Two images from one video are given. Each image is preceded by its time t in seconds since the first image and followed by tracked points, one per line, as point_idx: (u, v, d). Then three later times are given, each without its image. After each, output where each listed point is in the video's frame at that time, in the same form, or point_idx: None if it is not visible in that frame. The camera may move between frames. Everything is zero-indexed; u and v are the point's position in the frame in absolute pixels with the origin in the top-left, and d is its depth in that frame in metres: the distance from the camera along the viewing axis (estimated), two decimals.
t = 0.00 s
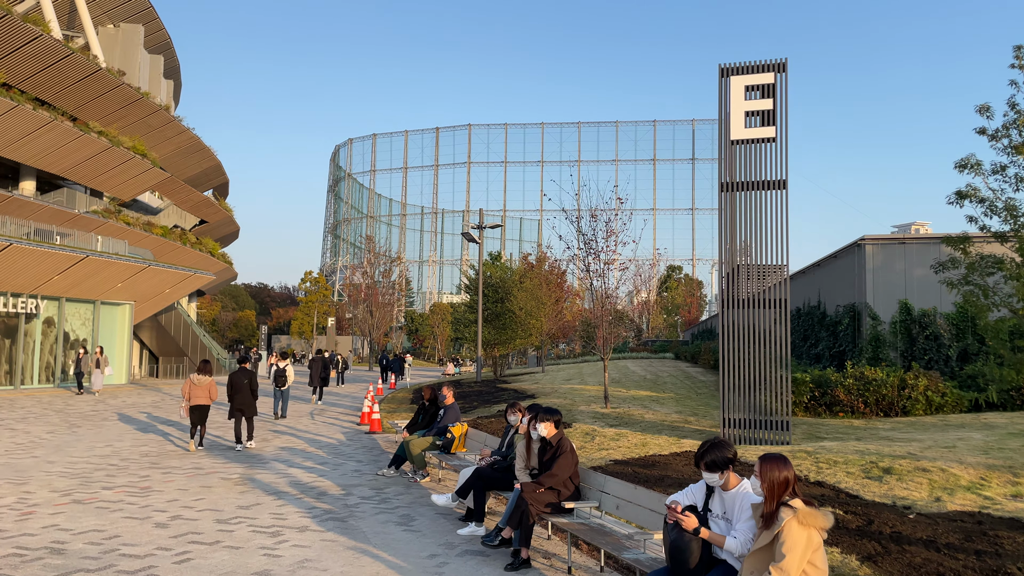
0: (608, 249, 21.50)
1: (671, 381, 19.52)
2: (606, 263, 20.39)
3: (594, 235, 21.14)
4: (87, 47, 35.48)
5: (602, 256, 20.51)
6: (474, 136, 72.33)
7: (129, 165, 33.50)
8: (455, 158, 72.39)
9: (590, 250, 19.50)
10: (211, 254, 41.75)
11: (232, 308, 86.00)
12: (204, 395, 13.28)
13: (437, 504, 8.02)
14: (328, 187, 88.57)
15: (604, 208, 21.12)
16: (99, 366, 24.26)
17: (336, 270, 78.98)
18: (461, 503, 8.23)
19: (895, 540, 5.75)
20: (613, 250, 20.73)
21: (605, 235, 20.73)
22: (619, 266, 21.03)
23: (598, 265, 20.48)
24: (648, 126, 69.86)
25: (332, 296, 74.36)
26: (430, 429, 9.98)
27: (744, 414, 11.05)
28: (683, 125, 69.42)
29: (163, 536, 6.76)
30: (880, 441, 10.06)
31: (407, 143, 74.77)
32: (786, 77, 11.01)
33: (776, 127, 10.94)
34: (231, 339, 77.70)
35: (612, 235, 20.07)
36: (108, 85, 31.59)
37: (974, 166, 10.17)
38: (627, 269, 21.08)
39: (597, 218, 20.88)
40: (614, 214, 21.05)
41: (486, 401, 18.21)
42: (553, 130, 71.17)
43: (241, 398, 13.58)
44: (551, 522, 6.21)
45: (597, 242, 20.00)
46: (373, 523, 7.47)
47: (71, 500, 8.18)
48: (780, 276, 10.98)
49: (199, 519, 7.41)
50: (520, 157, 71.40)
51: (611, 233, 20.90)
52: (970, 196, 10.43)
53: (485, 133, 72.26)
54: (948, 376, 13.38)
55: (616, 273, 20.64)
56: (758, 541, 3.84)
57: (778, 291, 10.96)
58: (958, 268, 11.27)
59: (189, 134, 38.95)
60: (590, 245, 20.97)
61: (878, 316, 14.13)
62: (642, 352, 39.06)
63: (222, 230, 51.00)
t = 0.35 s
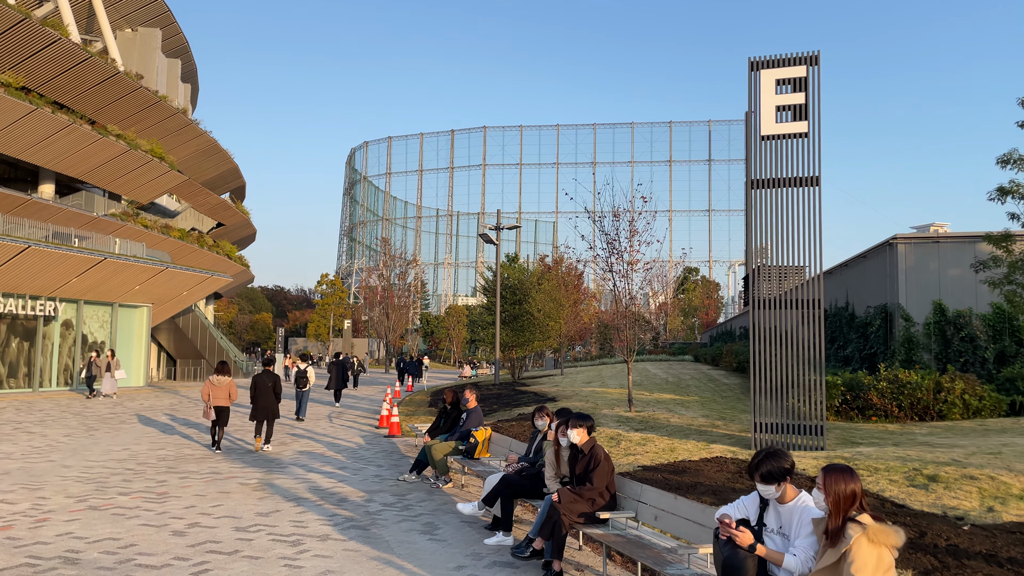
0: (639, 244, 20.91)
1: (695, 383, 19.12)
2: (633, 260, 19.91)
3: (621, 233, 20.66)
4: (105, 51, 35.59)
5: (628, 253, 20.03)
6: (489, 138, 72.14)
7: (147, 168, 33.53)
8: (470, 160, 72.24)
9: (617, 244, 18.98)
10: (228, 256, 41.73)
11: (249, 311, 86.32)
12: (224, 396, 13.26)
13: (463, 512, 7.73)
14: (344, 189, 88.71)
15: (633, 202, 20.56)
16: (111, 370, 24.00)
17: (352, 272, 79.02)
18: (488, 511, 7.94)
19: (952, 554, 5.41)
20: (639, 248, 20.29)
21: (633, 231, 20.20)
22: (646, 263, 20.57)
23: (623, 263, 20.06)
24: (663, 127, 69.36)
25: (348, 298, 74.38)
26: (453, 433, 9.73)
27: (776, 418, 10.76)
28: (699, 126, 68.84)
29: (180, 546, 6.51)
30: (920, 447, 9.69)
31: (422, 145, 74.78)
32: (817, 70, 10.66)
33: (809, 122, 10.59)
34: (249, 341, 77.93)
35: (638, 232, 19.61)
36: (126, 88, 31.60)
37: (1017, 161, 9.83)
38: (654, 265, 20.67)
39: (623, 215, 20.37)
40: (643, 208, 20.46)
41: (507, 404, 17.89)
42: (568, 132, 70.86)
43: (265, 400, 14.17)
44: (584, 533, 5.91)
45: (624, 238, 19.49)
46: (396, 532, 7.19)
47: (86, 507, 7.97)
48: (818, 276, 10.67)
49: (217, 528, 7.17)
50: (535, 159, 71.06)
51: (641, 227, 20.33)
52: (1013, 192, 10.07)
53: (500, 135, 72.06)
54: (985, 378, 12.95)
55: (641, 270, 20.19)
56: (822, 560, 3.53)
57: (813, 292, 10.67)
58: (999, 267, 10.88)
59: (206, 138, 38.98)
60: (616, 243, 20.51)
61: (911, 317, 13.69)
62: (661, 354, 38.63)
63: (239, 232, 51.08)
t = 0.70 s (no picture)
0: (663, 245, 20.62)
1: (721, 387, 18.74)
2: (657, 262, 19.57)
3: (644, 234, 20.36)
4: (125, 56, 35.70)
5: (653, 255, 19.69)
6: (505, 141, 71.93)
7: (166, 171, 33.58)
8: (487, 163, 72.09)
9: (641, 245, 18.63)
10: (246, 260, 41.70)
11: (268, 314, 86.65)
12: (243, 401, 13.10)
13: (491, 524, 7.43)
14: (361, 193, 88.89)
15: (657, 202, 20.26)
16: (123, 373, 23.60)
17: (370, 276, 79.07)
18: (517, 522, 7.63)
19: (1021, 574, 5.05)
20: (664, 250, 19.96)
21: (657, 232, 19.87)
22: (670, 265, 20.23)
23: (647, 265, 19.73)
24: (681, 128, 68.81)
25: (366, 302, 74.40)
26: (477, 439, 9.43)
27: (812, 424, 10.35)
28: (717, 128, 68.26)
29: (198, 558, 6.26)
30: (965, 455, 9.27)
31: (439, 148, 74.75)
32: (854, 64, 10.31)
33: (845, 117, 10.23)
34: (267, 345, 78.16)
35: (662, 233, 19.26)
36: (146, 93, 31.62)
37: None
38: (678, 266, 20.34)
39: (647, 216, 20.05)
40: (667, 209, 20.15)
41: (529, 408, 17.59)
42: (585, 134, 70.54)
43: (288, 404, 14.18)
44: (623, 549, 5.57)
45: (649, 239, 19.15)
46: (422, 544, 6.90)
47: (103, 516, 7.76)
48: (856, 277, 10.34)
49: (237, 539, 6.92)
50: (552, 161, 70.73)
51: (665, 228, 20.03)
52: None
53: (517, 138, 71.83)
54: None
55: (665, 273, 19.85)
56: None
57: (852, 293, 10.34)
58: None
59: (225, 142, 39.03)
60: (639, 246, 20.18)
61: (949, 320, 13.30)
62: (681, 358, 38.12)
63: (257, 236, 51.17)
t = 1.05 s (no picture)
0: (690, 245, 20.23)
1: (749, 390, 18.28)
2: (684, 263, 19.16)
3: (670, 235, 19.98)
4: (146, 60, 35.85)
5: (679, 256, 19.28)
6: (523, 143, 71.75)
7: (187, 174, 33.61)
8: (504, 166, 71.87)
9: (668, 246, 18.19)
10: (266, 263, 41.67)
11: (287, 317, 86.94)
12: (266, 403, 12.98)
13: (520, 532, 7.13)
14: (379, 196, 88.96)
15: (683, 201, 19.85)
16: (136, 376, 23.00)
17: (388, 278, 79.07)
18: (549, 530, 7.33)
19: None
20: (690, 251, 19.56)
21: (683, 232, 19.46)
22: (696, 267, 19.83)
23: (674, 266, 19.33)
24: (700, 130, 68.30)
25: (384, 304, 74.36)
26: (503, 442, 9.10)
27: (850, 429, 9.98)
28: (737, 129, 67.60)
29: (219, 567, 6.01)
30: (1012, 461, 8.88)
31: (457, 151, 74.71)
32: (893, 55, 9.95)
33: (884, 109, 9.87)
34: (286, 348, 78.39)
35: (689, 233, 18.83)
36: (166, 96, 31.65)
37: None
38: (706, 267, 19.92)
39: (673, 216, 19.65)
40: (693, 208, 19.73)
41: (552, 411, 17.27)
42: (603, 136, 70.13)
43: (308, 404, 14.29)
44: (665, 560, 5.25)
45: (676, 240, 18.72)
46: (449, 552, 6.62)
47: (121, 521, 7.55)
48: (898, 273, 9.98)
49: (259, 546, 6.68)
50: (570, 163, 70.33)
51: (692, 228, 19.64)
52: None
53: (534, 141, 71.63)
54: None
55: (693, 273, 19.44)
56: None
57: (893, 292, 9.97)
58: None
59: (244, 145, 39.06)
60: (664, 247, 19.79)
61: (988, 320, 12.85)
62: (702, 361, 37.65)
63: (277, 239, 51.29)
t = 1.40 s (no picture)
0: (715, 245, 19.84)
1: (775, 395, 17.84)
2: (709, 264, 18.73)
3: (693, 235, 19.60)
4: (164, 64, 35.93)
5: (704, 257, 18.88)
6: (539, 145, 71.53)
7: (205, 178, 33.59)
8: (520, 168, 71.64)
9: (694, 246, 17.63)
10: (283, 266, 41.55)
11: (304, 320, 87.07)
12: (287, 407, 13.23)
13: (546, 547, 6.80)
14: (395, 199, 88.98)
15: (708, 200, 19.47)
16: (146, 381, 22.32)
17: (404, 281, 78.97)
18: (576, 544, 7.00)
19: None
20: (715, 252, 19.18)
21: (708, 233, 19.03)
22: (722, 268, 19.43)
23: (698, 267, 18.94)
24: (718, 131, 67.81)
25: (400, 307, 74.23)
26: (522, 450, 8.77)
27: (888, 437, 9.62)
28: (754, 130, 67.05)
29: None
30: None
31: (473, 154, 74.57)
32: (931, 46, 9.58)
33: (922, 103, 9.51)
34: (303, 350, 78.49)
35: (715, 233, 18.41)
36: (184, 100, 31.64)
37: None
38: (733, 268, 19.53)
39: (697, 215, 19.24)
40: (719, 207, 19.29)
41: (573, 416, 16.93)
42: (619, 138, 69.69)
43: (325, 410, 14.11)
44: None
45: (702, 241, 18.30)
46: (472, 567, 6.30)
47: (133, 532, 7.31)
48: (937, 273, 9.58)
49: (274, 559, 6.40)
50: (586, 165, 69.98)
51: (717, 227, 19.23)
52: None
53: (551, 142, 71.36)
54: None
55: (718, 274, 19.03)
56: None
57: (932, 293, 9.57)
58: None
59: (262, 148, 39.03)
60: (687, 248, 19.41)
61: None
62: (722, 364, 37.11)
63: (294, 242, 51.30)
